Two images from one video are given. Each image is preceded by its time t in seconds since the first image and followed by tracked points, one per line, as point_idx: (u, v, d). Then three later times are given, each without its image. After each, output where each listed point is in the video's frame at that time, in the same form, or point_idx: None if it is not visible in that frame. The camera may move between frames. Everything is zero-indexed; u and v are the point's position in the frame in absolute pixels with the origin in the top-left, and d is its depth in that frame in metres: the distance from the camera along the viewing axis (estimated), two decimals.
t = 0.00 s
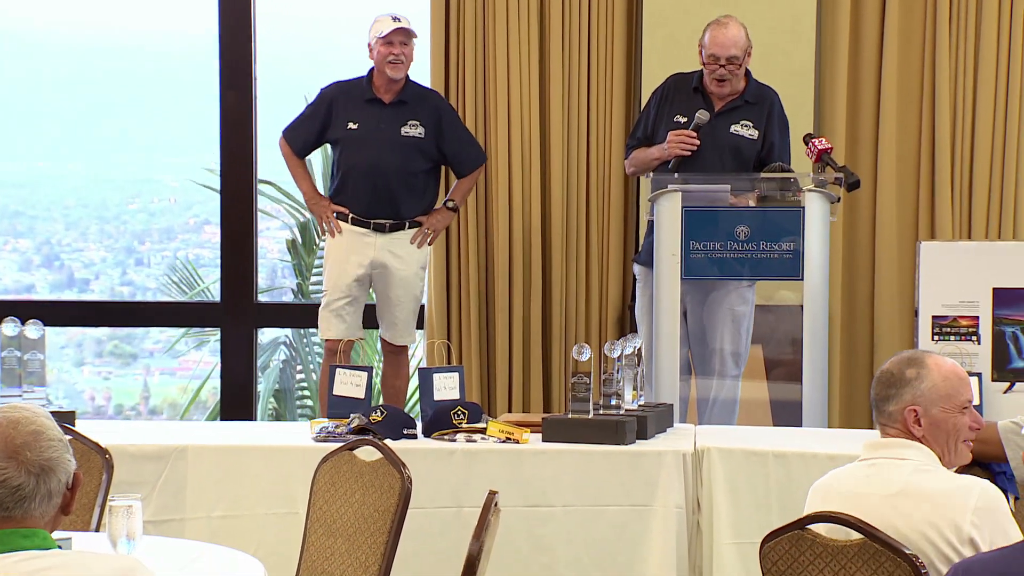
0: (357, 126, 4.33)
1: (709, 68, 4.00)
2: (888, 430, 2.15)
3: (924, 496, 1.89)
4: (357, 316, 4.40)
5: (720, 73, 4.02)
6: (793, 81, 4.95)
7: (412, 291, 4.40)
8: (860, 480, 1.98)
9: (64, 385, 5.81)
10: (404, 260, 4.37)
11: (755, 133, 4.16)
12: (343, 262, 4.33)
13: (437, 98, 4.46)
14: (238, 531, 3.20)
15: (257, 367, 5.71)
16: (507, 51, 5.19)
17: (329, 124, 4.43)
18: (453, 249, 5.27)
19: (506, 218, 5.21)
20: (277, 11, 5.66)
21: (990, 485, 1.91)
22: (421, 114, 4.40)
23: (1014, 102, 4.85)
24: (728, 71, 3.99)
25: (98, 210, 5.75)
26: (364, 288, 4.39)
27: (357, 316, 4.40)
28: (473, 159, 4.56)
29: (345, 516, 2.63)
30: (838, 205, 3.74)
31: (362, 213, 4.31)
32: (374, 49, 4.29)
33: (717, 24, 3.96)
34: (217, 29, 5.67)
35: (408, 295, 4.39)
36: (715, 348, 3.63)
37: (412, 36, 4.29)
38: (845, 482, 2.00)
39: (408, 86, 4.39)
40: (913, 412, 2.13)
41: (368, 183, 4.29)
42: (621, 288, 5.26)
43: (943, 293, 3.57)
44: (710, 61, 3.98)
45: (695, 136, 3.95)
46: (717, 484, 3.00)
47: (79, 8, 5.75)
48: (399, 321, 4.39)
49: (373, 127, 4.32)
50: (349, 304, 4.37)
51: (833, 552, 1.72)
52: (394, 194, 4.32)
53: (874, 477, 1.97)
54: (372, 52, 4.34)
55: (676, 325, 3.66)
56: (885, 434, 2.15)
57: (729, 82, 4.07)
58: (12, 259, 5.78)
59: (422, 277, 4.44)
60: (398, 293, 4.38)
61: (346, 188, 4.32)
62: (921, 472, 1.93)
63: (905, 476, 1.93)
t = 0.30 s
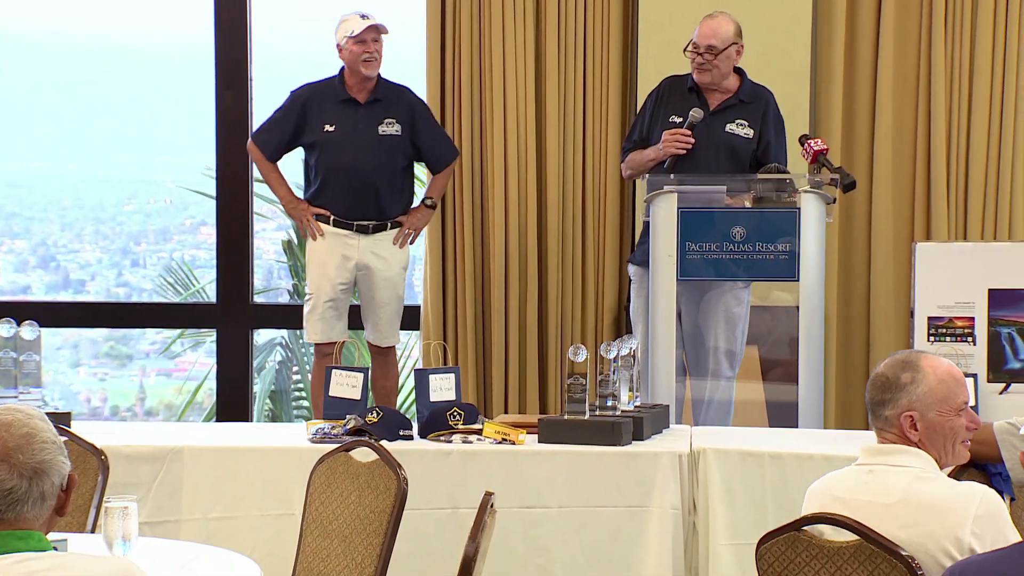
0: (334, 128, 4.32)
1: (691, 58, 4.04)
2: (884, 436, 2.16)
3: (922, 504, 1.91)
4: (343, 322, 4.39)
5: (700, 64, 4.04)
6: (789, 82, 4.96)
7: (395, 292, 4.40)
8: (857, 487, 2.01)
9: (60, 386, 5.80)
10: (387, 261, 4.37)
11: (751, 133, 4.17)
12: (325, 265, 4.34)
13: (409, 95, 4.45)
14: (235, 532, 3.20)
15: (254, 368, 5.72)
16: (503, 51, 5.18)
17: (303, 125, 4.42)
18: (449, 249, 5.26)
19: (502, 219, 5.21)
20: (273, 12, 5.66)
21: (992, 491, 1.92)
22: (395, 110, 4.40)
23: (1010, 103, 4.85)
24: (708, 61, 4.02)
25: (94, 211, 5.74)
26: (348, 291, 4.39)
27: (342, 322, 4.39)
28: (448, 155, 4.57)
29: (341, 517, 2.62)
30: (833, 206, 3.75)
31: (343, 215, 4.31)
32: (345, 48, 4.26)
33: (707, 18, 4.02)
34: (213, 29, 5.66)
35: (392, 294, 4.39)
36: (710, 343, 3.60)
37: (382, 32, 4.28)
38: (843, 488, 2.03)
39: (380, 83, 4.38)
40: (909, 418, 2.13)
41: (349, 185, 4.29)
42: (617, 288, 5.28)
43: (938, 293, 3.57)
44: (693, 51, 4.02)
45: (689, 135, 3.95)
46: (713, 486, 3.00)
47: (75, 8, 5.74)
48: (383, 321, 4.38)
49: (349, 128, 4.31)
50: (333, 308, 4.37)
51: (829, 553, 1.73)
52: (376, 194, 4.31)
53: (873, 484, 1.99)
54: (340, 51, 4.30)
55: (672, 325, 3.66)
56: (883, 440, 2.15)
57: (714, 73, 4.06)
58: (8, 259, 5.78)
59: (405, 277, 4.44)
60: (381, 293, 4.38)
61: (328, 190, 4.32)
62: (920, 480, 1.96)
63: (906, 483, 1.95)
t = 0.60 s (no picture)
0: (305, 164, 4.33)
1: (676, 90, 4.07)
2: (879, 467, 2.12)
3: (918, 536, 1.92)
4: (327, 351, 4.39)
5: (686, 95, 4.08)
6: (776, 114, 4.99)
7: (383, 315, 4.41)
8: (853, 519, 2.01)
9: (48, 418, 5.75)
10: (370, 288, 4.39)
11: (736, 162, 4.18)
12: (307, 297, 4.34)
13: (375, 120, 4.45)
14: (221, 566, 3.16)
15: (243, 398, 5.71)
16: (492, 81, 5.20)
17: (273, 160, 4.44)
18: (439, 279, 5.27)
19: (492, 248, 5.23)
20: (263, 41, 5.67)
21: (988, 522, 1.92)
22: (363, 138, 4.40)
23: (998, 131, 4.87)
24: (694, 91, 4.06)
25: (83, 241, 5.74)
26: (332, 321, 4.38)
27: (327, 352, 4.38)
28: (415, 176, 4.55)
29: (332, 549, 2.61)
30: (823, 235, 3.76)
31: (321, 247, 4.34)
32: (314, 87, 4.26)
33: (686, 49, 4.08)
34: (203, 59, 5.68)
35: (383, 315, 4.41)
36: (697, 374, 3.60)
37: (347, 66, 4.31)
38: (838, 518, 2.02)
39: (346, 115, 4.40)
40: (906, 449, 2.11)
41: (325, 219, 4.32)
42: (607, 318, 5.27)
43: (928, 323, 3.55)
44: (676, 82, 4.06)
45: (674, 165, 3.94)
46: (703, 516, 2.99)
47: (64, 38, 5.74)
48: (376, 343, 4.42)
49: (321, 163, 4.32)
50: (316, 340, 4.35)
51: None
52: (353, 225, 4.33)
53: (868, 516, 1.99)
54: (305, 88, 4.29)
55: (661, 356, 3.65)
56: (876, 471, 2.12)
57: (698, 104, 4.11)
58: None
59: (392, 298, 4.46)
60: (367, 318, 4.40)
61: (304, 225, 4.34)
62: (917, 512, 1.96)
63: (902, 515, 1.96)
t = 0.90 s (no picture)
0: (293, 180, 4.35)
1: (666, 112, 4.12)
2: (861, 482, 2.05)
3: (901, 550, 1.85)
4: (310, 371, 4.38)
5: (676, 116, 4.13)
6: (761, 133, 5.02)
7: (366, 340, 4.42)
8: (835, 533, 1.93)
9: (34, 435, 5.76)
10: (358, 311, 4.39)
11: (719, 180, 4.25)
12: (293, 315, 4.31)
13: (365, 138, 4.47)
14: None
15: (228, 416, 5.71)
16: (479, 99, 5.22)
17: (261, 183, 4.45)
18: (426, 295, 5.28)
19: (479, 265, 5.23)
20: (249, 59, 5.68)
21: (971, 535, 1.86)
22: (353, 156, 4.42)
23: (982, 149, 4.90)
24: (684, 112, 4.10)
25: (69, 257, 5.73)
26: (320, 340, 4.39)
27: (311, 372, 4.38)
28: (408, 195, 4.56)
29: (317, 567, 2.49)
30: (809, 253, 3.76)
31: (309, 263, 4.33)
32: (307, 102, 4.28)
33: (671, 69, 4.10)
34: (189, 77, 5.69)
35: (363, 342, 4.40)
36: (684, 393, 3.63)
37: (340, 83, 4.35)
38: (820, 533, 1.95)
39: (336, 131, 4.42)
40: (889, 464, 2.03)
41: (313, 235, 4.31)
42: (594, 335, 5.29)
43: (914, 340, 3.49)
44: (666, 104, 4.11)
45: (656, 186, 4.03)
46: (692, 533, 2.86)
47: (50, 55, 5.74)
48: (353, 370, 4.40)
49: (309, 178, 4.34)
50: (303, 359, 4.34)
51: None
52: (343, 240, 4.34)
53: (851, 530, 1.92)
54: (296, 104, 4.31)
55: (649, 374, 3.66)
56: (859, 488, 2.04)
57: (688, 126, 4.17)
58: None
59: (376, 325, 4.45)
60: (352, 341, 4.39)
61: (292, 241, 4.33)
62: (899, 525, 1.90)
63: (884, 527, 1.90)
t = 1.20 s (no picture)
0: (301, 176, 4.33)
1: (659, 116, 4.12)
2: (852, 483, 2.05)
3: (894, 550, 1.85)
4: (317, 369, 4.39)
5: (669, 120, 4.13)
6: (755, 133, 5.02)
7: (372, 337, 4.40)
8: (829, 533, 1.93)
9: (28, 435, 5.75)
10: (361, 309, 4.38)
11: (712, 180, 4.27)
12: (299, 314, 4.34)
13: (375, 140, 4.46)
14: None
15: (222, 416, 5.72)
16: (474, 98, 5.22)
17: (271, 174, 4.45)
18: (421, 296, 5.27)
19: (474, 266, 5.23)
20: (244, 59, 5.69)
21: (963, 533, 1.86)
22: (364, 156, 4.41)
23: (975, 148, 4.91)
24: (677, 116, 4.10)
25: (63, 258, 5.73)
26: (323, 338, 4.39)
27: (319, 370, 4.40)
28: (419, 200, 4.57)
29: (312, 567, 2.49)
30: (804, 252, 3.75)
31: (313, 262, 4.33)
32: (316, 96, 4.30)
33: (661, 71, 4.07)
34: (184, 78, 5.69)
35: (368, 340, 4.39)
36: (683, 394, 3.60)
37: (351, 80, 4.34)
38: (813, 533, 1.95)
39: (347, 130, 4.41)
40: (879, 465, 2.03)
41: (318, 232, 4.30)
42: (589, 335, 5.29)
43: (907, 340, 3.48)
44: (658, 107, 4.10)
45: (652, 190, 4.03)
46: (686, 533, 2.86)
47: (44, 56, 5.73)
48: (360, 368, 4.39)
49: (317, 174, 4.33)
50: (305, 357, 4.36)
51: None
52: (347, 237, 4.32)
53: (843, 530, 1.92)
54: (308, 98, 4.33)
55: (643, 374, 3.65)
56: (850, 488, 2.05)
57: (680, 129, 4.18)
58: None
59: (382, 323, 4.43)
60: (355, 340, 4.38)
61: (297, 238, 4.32)
62: (891, 525, 1.89)
63: (876, 527, 1.90)
